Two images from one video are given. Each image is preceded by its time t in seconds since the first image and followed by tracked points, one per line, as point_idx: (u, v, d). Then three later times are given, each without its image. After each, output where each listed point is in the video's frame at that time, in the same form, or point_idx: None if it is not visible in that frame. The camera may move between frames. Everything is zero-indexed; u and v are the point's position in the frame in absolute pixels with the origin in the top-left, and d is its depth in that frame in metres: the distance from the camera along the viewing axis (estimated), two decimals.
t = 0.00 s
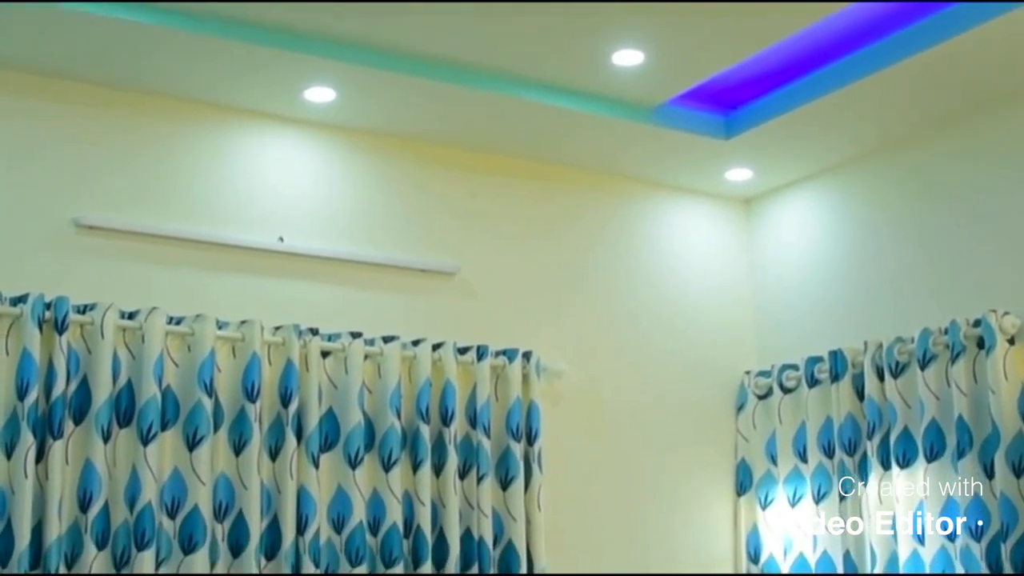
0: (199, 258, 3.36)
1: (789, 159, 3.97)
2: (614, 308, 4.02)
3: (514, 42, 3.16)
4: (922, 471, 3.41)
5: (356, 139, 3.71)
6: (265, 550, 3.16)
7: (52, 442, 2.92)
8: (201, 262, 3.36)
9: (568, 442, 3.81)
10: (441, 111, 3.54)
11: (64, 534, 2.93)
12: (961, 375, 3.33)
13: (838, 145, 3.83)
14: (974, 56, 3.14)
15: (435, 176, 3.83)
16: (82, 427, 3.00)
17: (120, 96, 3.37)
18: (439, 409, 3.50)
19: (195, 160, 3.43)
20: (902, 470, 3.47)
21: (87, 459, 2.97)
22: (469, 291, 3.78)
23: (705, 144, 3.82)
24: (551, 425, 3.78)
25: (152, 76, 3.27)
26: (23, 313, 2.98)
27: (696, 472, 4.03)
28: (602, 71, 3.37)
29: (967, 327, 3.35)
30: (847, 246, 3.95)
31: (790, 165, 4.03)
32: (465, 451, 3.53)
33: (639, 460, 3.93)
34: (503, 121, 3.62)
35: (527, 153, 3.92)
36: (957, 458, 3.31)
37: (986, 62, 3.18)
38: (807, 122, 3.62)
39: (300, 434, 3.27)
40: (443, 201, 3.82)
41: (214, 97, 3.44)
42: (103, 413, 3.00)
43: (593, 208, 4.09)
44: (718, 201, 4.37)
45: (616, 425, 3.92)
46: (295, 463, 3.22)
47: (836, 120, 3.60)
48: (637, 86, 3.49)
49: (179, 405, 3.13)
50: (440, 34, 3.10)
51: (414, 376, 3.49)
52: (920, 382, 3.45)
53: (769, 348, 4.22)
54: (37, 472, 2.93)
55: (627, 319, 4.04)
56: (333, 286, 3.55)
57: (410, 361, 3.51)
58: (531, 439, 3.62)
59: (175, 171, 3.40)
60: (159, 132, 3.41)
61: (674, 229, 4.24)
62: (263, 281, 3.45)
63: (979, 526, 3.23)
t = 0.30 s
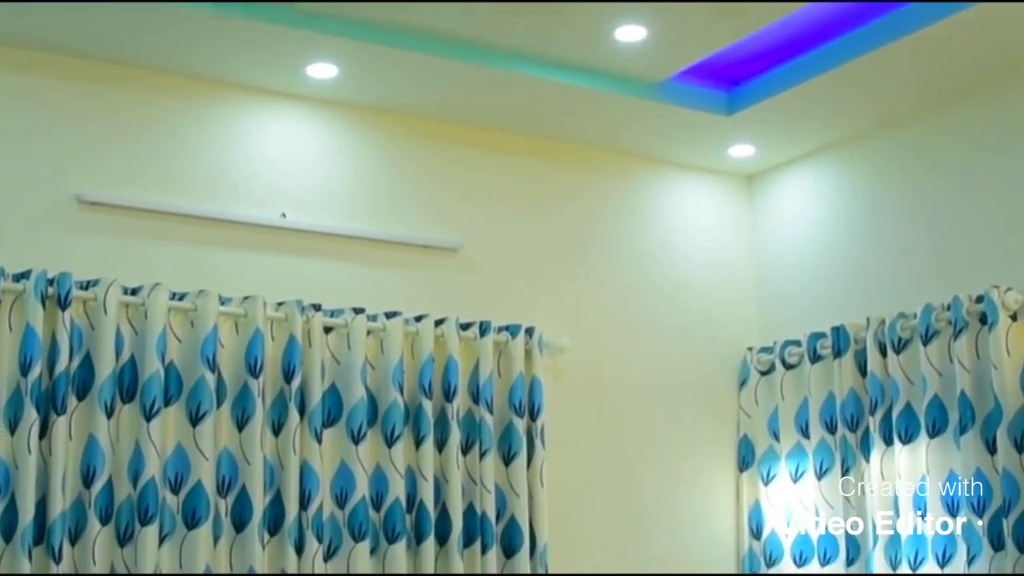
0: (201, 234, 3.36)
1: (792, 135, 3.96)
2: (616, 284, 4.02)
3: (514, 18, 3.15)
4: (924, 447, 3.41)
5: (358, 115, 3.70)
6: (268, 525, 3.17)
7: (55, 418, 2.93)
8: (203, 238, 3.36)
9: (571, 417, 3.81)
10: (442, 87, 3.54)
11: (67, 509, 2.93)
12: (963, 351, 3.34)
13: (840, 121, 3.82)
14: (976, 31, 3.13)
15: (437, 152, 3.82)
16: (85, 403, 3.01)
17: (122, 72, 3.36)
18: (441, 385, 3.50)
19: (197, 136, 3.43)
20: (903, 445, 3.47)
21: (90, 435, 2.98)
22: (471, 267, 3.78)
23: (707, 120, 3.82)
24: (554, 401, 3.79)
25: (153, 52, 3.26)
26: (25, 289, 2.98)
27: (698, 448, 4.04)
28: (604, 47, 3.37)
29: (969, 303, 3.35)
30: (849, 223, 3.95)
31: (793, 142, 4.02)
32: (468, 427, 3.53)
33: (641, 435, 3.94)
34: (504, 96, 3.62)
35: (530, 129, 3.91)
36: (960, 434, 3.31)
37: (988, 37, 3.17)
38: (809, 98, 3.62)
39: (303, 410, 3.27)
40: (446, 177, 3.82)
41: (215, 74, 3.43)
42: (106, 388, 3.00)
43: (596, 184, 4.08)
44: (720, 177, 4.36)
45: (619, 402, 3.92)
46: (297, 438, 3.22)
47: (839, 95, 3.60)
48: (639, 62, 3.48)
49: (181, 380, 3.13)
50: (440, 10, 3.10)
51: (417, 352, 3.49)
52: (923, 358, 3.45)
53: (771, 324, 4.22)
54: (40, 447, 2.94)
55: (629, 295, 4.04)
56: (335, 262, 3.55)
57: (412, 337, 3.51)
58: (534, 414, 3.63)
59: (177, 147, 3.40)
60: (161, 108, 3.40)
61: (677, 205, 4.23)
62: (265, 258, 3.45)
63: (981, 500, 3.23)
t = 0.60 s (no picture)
0: (205, 210, 3.36)
1: (796, 111, 3.95)
2: (620, 260, 4.02)
3: None
4: (928, 422, 3.42)
5: (364, 90, 3.70)
6: (273, 500, 3.18)
7: (60, 393, 2.93)
8: (208, 214, 3.37)
9: (574, 393, 3.83)
10: (446, 62, 3.53)
11: (73, 484, 2.95)
12: (967, 326, 3.33)
13: (846, 96, 3.81)
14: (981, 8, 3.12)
15: (441, 128, 3.82)
16: (90, 378, 3.01)
17: (126, 47, 3.36)
18: (445, 360, 3.50)
19: (200, 111, 3.43)
20: (907, 421, 3.47)
21: (94, 410, 2.99)
22: (475, 242, 3.78)
23: (711, 94, 3.81)
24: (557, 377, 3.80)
25: (156, 28, 3.25)
26: (29, 265, 2.98)
27: (702, 423, 4.04)
28: (607, 23, 3.36)
29: (973, 279, 3.35)
30: (854, 200, 3.94)
31: (798, 117, 4.01)
32: (472, 402, 3.53)
33: (645, 411, 3.94)
34: (508, 72, 3.61)
35: (534, 105, 3.90)
36: (963, 409, 3.32)
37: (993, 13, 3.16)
38: (813, 72, 3.61)
39: (307, 385, 3.27)
40: (449, 152, 3.81)
41: (218, 49, 3.42)
42: (110, 364, 3.01)
43: (599, 159, 4.07)
44: (724, 151, 4.34)
45: (622, 378, 3.93)
46: (302, 414, 3.23)
47: (843, 70, 3.59)
48: (642, 39, 3.47)
49: (186, 356, 3.13)
50: None
51: (420, 327, 3.49)
52: (927, 333, 3.45)
53: (776, 300, 4.22)
54: (45, 423, 2.94)
55: (633, 271, 4.04)
56: (338, 238, 3.55)
57: (416, 312, 3.51)
58: (537, 389, 3.63)
59: (180, 122, 3.39)
60: (165, 83, 3.40)
61: (681, 182, 4.22)
62: (268, 233, 3.45)
63: (984, 476, 3.25)
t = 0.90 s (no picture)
0: (207, 188, 3.37)
1: (799, 90, 3.94)
2: (624, 240, 4.02)
3: None
4: (930, 402, 3.42)
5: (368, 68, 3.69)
6: (276, 478, 3.18)
7: (63, 371, 2.94)
8: (211, 193, 3.37)
9: (575, 372, 3.83)
10: (448, 42, 3.52)
11: (77, 462, 2.96)
12: (969, 306, 3.32)
13: (850, 75, 3.80)
14: None
15: (445, 106, 3.81)
16: (93, 355, 3.01)
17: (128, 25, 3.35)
18: (448, 338, 3.51)
19: (203, 89, 3.42)
20: (909, 401, 3.48)
21: (98, 387, 2.99)
22: (477, 221, 3.78)
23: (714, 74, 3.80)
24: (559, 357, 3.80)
25: (157, 7, 3.24)
26: (33, 244, 2.98)
27: (705, 403, 4.04)
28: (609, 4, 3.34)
29: (976, 258, 3.34)
30: (858, 180, 3.93)
31: (802, 97, 4.00)
32: (475, 380, 3.54)
33: (647, 390, 3.95)
34: (511, 53, 3.60)
35: (538, 84, 3.89)
36: (966, 389, 3.32)
37: None
38: (817, 52, 3.60)
39: (309, 363, 3.28)
40: (453, 131, 3.81)
41: (221, 27, 3.41)
42: (113, 342, 3.01)
43: (603, 138, 4.06)
44: (727, 131, 4.33)
45: (626, 358, 3.93)
46: (304, 392, 3.23)
47: (847, 50, 3.58)
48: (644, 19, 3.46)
49: (189, 334, 3.14)
50: None
51: (423, 306, 3.49)
52: (929, 313, 3.44)
53: (780, 281, 4.21)
54: (48, 400, 2.95)
55: (636, 251, 4.04)
56: (341, 216, 3.55)
57: (419, 291, 3.51)
58: (540, 368, 3.63)
59: (183, 101, 3.39)
60: (167, 61, 3.39)
61: (684, 162, 4.21)
62: (271, 212, 3.45)
63: (986, 455, 3.25)
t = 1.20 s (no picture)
0: (211, 158, 3.41)
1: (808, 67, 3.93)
2: (631, 214, 4.02)
3: None
4: (935, 376, 3.42)
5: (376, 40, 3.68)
6: (281, 448, 3.19)
7: (69, 340, 2.94)
8: (216, 163, 3.41)
9: (584, 344, 3.86)
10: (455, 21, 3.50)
11: (81, 433, 2.95)
12: (975, 281, 3.32)
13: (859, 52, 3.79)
14: None
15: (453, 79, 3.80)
16: (99, 326, 3.02)
17: None
18: (453, 310, 3.51)
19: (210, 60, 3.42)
20: (914, 375, 3.48)
21: (103, 358, 3.00)
22: (479, 193, 3.82)
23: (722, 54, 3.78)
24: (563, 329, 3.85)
25: None
26: (38, 213, 2.99)
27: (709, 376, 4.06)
28: None
29: (982, 234, 3.34)
30: (867, 155, 3.92)
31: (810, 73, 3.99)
32: (480, 353, 3.54)
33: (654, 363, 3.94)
34: (516, 35, 3.58)
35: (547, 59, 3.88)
36: (970, 363, 3.32)
37: None
38: (826, 30, 3.59)
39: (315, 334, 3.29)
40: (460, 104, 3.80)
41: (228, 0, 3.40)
42: (119, 312, 3.02)
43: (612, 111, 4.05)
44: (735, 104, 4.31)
45: (632, 331, 3.93)
46: (310, 362, 3.24)
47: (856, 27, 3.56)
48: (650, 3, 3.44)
49: (194, 304, 3.14)
50: None
51: (429, 278, 3.49)
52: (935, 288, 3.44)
53: (784, 255, 4.21)
54: (54, 369, 2.95)
55: (643, 225, 4.03)
56: (343, 185, 3.60)
57: (424, 263, 3.51)
58: (546, 340, 3.63)
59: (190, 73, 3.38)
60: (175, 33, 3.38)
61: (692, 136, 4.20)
62: (275, 182, 3.51)
63: (990, 431, 3.24)
